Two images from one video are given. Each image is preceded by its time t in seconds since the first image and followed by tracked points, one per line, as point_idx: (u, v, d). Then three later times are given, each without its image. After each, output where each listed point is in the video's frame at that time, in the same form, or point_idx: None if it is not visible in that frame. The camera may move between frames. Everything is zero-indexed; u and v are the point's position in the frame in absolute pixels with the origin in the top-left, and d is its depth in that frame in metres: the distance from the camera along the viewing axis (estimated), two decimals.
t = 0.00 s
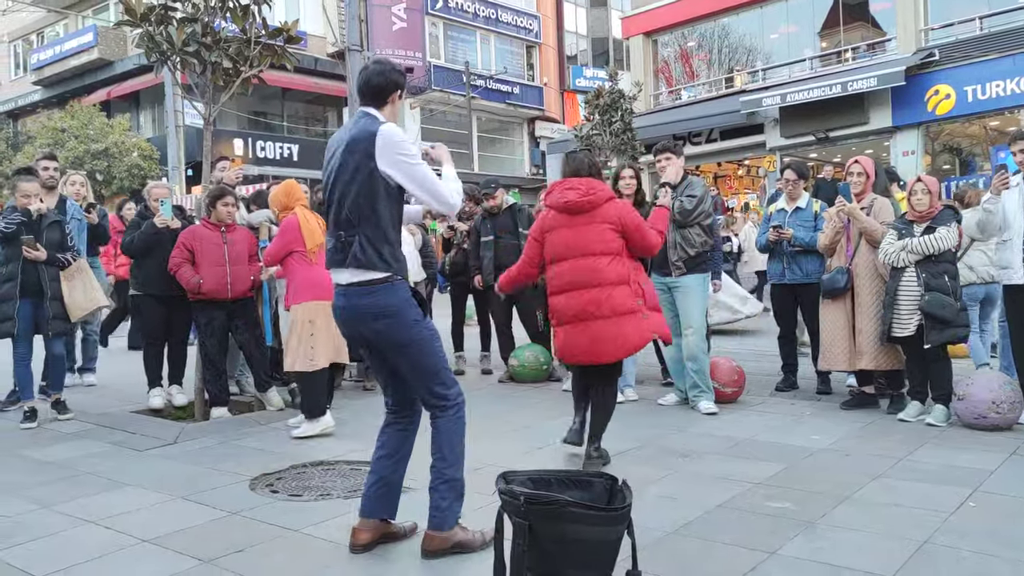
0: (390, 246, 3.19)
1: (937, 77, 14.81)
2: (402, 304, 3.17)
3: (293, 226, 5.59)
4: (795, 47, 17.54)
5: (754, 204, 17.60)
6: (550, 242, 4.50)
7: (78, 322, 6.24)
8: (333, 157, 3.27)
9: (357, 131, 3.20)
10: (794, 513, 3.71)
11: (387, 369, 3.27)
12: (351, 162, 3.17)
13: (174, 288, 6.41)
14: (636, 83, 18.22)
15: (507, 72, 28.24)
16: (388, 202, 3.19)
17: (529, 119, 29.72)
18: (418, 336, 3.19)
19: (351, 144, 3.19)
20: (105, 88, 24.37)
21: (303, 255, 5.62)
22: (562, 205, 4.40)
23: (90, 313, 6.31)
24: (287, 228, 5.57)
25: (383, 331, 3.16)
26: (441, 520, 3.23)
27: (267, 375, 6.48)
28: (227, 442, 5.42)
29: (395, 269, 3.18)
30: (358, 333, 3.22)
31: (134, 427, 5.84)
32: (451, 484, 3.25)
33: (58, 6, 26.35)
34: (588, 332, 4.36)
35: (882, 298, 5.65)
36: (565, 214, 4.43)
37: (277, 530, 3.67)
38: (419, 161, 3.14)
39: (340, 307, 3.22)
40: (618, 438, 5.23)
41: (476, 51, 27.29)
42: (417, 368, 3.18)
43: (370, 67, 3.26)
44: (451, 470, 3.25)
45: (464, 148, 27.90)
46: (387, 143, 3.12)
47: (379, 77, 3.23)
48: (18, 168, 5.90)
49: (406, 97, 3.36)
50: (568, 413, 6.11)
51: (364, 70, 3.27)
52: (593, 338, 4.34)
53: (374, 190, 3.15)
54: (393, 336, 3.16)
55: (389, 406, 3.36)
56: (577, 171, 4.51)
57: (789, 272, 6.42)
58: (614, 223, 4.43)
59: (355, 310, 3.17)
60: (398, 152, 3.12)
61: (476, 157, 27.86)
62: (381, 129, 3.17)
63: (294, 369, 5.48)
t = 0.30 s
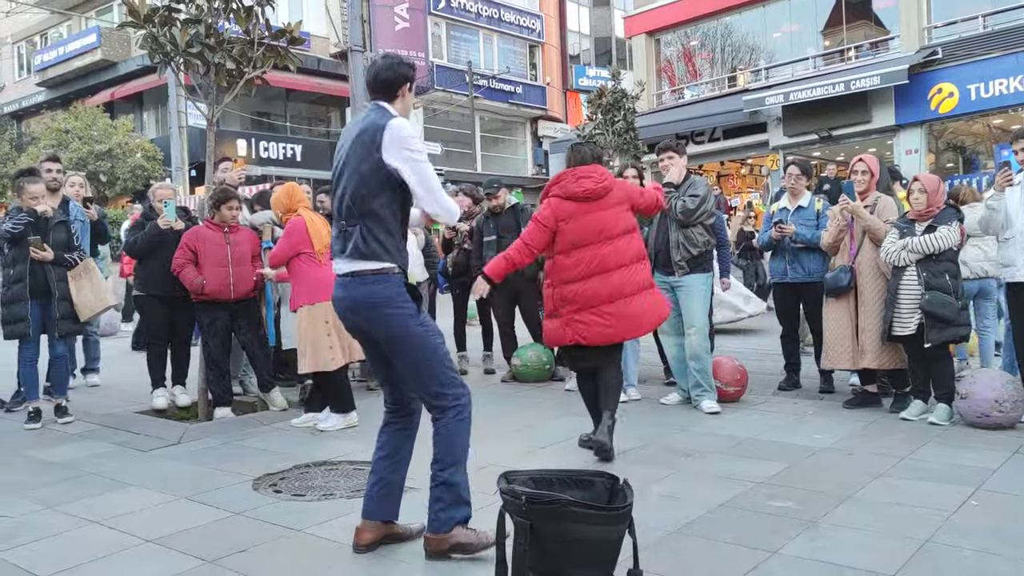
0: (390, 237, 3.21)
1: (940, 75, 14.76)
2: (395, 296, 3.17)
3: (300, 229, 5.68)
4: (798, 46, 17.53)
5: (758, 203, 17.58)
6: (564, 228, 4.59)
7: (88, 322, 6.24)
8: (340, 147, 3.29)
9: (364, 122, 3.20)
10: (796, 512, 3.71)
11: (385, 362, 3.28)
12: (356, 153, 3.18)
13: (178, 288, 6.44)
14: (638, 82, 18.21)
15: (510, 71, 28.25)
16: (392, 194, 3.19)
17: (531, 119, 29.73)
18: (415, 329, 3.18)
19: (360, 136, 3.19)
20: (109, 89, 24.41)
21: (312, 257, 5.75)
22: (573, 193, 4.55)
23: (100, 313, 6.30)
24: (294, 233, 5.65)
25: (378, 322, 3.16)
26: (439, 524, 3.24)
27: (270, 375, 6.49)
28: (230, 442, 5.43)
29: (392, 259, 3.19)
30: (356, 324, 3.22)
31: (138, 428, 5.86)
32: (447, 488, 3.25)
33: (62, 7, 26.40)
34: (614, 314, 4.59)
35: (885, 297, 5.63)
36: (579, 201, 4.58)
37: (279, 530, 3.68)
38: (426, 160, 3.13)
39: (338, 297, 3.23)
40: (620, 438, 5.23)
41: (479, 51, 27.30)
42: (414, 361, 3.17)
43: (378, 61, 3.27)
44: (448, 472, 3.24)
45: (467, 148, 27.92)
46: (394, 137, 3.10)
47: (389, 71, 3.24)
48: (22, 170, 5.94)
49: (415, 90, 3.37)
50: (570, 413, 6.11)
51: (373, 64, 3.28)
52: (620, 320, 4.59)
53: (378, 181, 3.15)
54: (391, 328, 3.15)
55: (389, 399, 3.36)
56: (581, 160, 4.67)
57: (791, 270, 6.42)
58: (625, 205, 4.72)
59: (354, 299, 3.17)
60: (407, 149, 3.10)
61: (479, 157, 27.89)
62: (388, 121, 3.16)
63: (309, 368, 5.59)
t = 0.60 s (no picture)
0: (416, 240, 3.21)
1: (945, 72, 14.70)
2: (424, 302, 3.18)
3: (304, 233, 5.64)
4: (802, 43, 17.50)
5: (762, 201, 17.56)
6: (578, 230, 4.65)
7: (98, 320, 6.22)
8: (359, 150, 3.25)
9: (385, 123, 3.17)
10: (800, 508, 3.71)
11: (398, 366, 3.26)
12: (381, 156, 3.14)
13: (183, 287, 6.45)
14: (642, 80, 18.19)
15: (514, 70, 28.25)
16: (418, 196, 3.19)
17: (535, 117, 29.73)
18: (435, 339, 3.18)
19: (382, 138, 3.15)
20: (113, 89, 24.47)
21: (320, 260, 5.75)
22: (588, 197, 4.65)
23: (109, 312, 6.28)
24: (299, 237, 5.62)
25: (398, 326, 3.15)
26: (439, 544, 3.03)
27: (275, 374, 6.48)
28: (235, 441, 5.44)
29: (418, 263, 3.21)
30: (374, 328, 3.21)
31: (143, 427, 5.87)
32: (450, 502, 3.07)
33: (66, 8, 26.47)
34: (614, 321, 4.77)
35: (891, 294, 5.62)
36: (595, 206, 4.69)
37: (284, 528, 3.69)
38: (446, 148, 3.03)
39: (358, 299, 3.22)
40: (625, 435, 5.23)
41: (483, 50, 27.30)
42: (426, 372, 3.15)
43: (393, 62, 3.25)
44: (452, 486, 3.09)
45: (470, 147, 27.93)
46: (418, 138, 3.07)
47: (409, 74, 3.23)
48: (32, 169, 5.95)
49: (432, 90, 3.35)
50: (573, 411, 6.11)
51: (387, 65, 3.26)
52: (622, 324, 4.79)
53: (404, 184, 3.14)
54: (409, 334, 3.14)
55: (398, 401, 3.37)
56: (588, 167, 4.75)
57: (795, 266, 6.40)
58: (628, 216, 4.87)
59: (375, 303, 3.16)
60: (427, 148, 3.05)
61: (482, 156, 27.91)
62: (410, 121, 3.14)
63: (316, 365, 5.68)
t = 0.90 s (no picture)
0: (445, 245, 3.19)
1: (949, 69, 14.66)
2: (452, 303, 3.13)
3: (304, 234, 5.66)
4: (805, 40, 17.46)
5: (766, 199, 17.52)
6: (589, 217, 4.87)
7: (101, 321, 6.22)
8: (380, 158, 3.22)
9: (409, 130, 3.16)
10: (805, 507, 3.70)
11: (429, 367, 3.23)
12: (408, 160, 3.12)
13: (187, 287, 6.46)
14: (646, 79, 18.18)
15: (517, 69, 28.23)
16: (445, 202, 3.17)
17: (538, 116, 29.72)
18: (465, 340, 3.13)
19: (408, 145, 3.13)
20: (117, 89, 24.53)
21: (319, 258, 5.76)
22: (600, 183, 4.87)
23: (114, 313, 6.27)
24: (298, 236, 5.64)
25: (428, 330, 3.11)
26: (450, 546, 3.03)
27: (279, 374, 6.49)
28: (240, 441, 5.45)
29: (446, 266, 3.18)
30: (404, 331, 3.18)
31: (148, 427, 5.88)
32: (465, 506, 3.06)
33: (70, 9, 26.54)
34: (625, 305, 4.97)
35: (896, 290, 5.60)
36: (606, 193, 4.91)
37: (289, 527, 3.69)
38: (480, 141, 3.01)
39: (385, 304, 3.19)
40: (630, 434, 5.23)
41: (486, 48, 27.29)
42: (455, 374, 3.12)
43: (415, 69, 3.26)
44: (470, 492, 3.08)
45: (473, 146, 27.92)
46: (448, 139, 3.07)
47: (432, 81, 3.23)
48: (42, 168, 5.96)
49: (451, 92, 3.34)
50: (578, 410, 6.11)
51: (409, 72, 3.26)
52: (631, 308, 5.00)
53: (430, 189, 3.11)
54: (438, 336, 3.09)
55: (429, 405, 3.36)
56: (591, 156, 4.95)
57: (799, 263, 6.38)
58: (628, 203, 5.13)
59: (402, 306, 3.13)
60: (461, 146, 3.04)
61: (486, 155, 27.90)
62: (434, 126, 3.14)
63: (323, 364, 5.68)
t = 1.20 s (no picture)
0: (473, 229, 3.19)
1: (953, 67, 14.62)
2: (475, 299, 3.18)
3: (310, 230, 5.64)
4: (809, 39, 17.43)
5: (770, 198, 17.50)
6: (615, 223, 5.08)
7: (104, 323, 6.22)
8: (411, 143, 3.19)
9: (440, 116, 3.12)
10: (810, 506, 3.70)
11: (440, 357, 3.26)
12: (443, 146, 3.09)
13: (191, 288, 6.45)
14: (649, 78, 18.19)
15: (521, 68, 28.23)
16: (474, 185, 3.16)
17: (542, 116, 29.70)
18: (484, 335, 3.19)
19: (441, 130, 3.10)
20: (121, 91, 24.56)
21: (325, 256, 5.76)
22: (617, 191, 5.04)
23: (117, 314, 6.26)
24: (304, 233, 5.61)
25: (450, 322, 3.14)
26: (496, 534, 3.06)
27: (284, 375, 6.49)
28: (244, 441, 5.46)
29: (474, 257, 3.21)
30: (419, 321, 3.19)
31: (153, 427, 5.89)
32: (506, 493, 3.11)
33: (74, 10, 26.61)
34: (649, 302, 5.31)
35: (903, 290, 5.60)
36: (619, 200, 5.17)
37: (294, 528, 3.70)
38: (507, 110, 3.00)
39: (405, 293, 3.18)
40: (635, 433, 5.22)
41: (489, 48, 27.30)
42: (475, 369, 3.18)
43: (445, 56, 3.19)
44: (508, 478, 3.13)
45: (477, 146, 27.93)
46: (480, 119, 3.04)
47: (463, 67, 3.18)
48: (50, 167, 5.96)
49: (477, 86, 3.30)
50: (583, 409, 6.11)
51: (439, 59, 3.20)
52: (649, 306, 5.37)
53: (465, 171, 3.10)
54: (461, 330, 3.14)
55: (423, 396, 3.37)
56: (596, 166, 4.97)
57: (804, 262, 6.38)
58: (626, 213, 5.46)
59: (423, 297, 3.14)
60: (490, 125, 3.02)
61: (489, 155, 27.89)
62: (464, 111, 3.11)
63: (331, 364, 5.70)
